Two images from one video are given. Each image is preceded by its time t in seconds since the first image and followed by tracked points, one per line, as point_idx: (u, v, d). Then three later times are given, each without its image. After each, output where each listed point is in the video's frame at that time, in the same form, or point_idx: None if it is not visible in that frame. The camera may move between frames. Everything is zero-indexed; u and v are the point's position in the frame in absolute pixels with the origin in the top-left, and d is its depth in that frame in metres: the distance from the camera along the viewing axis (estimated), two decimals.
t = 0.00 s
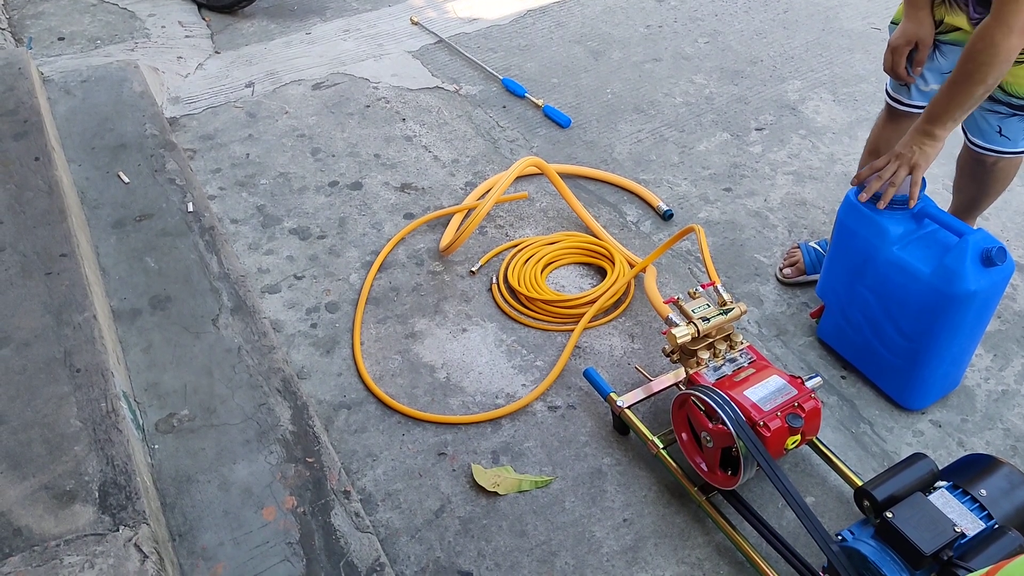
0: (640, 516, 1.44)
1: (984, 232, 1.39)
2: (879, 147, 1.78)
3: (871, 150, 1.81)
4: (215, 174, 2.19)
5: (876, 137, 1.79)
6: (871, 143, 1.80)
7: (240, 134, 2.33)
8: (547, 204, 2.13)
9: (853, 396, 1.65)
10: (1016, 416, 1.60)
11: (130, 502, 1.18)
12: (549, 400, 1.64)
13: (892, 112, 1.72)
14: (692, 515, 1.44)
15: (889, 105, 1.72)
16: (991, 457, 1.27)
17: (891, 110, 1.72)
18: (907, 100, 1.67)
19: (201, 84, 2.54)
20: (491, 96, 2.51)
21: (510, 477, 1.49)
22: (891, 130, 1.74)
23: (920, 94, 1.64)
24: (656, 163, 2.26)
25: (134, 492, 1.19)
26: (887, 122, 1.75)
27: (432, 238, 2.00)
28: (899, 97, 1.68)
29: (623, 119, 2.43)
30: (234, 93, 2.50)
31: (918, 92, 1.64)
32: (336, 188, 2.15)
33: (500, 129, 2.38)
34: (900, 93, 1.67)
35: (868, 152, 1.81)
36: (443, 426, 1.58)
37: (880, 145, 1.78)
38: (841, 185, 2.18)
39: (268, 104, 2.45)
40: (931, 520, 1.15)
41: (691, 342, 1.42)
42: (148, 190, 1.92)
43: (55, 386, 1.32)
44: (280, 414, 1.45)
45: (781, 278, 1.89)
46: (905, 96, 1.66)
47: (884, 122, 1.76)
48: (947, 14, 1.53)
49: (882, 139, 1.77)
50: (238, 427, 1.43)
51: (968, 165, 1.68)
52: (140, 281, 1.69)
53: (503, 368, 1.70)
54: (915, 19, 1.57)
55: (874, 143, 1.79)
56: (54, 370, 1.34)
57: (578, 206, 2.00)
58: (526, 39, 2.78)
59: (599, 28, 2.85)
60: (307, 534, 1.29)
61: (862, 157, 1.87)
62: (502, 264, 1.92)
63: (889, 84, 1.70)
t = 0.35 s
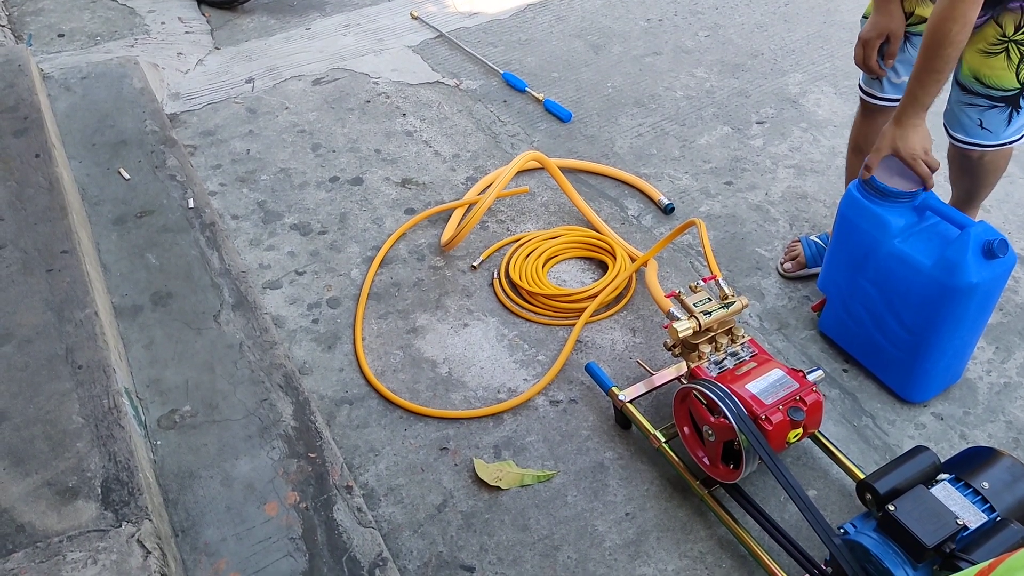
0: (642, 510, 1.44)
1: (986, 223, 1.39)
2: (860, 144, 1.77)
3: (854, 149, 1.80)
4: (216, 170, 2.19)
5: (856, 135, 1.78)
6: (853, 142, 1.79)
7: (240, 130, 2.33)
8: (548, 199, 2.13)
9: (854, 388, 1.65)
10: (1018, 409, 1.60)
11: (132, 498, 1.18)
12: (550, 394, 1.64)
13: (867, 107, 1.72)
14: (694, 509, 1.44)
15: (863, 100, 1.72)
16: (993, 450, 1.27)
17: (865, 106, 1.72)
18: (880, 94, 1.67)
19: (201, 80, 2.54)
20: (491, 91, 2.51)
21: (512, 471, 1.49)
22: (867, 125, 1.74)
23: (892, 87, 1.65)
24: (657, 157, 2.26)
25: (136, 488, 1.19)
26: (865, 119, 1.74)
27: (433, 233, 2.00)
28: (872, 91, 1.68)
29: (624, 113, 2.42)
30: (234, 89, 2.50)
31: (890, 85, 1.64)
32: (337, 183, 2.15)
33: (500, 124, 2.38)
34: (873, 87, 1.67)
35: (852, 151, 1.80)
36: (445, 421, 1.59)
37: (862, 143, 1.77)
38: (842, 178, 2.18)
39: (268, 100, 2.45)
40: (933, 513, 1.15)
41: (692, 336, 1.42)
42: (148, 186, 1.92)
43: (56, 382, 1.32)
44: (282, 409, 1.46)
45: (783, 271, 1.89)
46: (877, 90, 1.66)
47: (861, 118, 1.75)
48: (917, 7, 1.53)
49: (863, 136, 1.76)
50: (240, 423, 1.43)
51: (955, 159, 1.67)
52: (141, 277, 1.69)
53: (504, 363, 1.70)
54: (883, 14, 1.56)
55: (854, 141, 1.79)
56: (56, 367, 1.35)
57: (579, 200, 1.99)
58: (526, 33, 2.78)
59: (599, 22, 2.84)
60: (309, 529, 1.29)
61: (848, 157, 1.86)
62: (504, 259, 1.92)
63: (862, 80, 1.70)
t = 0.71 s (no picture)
0: (646, 504, 1.44)
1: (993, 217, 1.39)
2: (867, 136, 1.76)
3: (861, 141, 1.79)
4: (220, 164, 2.19)
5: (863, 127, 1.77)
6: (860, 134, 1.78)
7: (244, 123, 2.33)
8: (553, 192, 2.13)
9: (858, 383, 1.64)
10: None
11: (137, 491, 1.18)
12: (554, 388, 1.64)
13: (875, 99, 1.71)
14: (698, 503, 1.44)
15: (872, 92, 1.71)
16: (998, 444, 1.26)
17: (874, 98, 1.71)
18: (886, 86, 1.66)
19: (204, 74, 2.54)
20: (495, 85, 2.50)
21: (516, 465, 1.49)
22: (875, 117, 1.73)
23: (899, 80, 1.64)
24: (661, 151, 2.25)
25: (141, 481, 1.20)
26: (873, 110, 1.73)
27: (437, 227, 2.00)
28: (879, 83, 1.67)
29: (628, 107, 2.41)
30: (238, 83, 2.49)
31: (896, 77, 1.63)
32: (341, 177, 2.14)
33: (504, 118, 2.37)
34: (880, 80, 1.66)
35: (859, 143, 1.79)
36: (449, 415, 1.59)
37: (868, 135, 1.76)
38: (848, 172, 2.17)
39: (272, 93, 2.45)
40: (937, 508, 1.14)
41: (696, 330, 1.42)
42: (152, 180, 1.92)
43: (61, 376, 1.32)
44: (286, 403, 1.46)
45: (787, 265, 1.88)
46: (883, 83, 1.65)
47: (869, 110, 1.74)
48: None
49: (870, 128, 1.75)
50: (244, 416, 1.43)
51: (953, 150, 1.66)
52: (146, 271, 1.70)
53: (508, 357, 1.70)
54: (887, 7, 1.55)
55: (861, 132, 1.78)
56: (61, 360, 1.35)
57: (583, 194, 1.99)
58: (530, 27, 2.77)
59: (603, 15, 2.83)
60: (314, 522, 1.29)
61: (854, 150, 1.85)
62: (508, 253, 1.92)
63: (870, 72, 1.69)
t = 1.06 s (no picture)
0: (650, 500, 1.44)
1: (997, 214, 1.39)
2: (886, 130, 1.76)
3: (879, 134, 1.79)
4: (225, 159, 2.19)
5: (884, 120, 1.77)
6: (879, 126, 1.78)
7: (249, 118, 2.33)
8: (558, 188, 2.13)
9: (863, 380, 1.64)
10: None
11: (142, 485, 1.18)
12: (558, 384, 1.64)
13: (899, 93, 1.70)
14: (702, 499, 1.44)
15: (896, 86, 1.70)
16: (1004, 443, 1.25)
17: (897, 92, 1.70)
18: (910, 82, 1.65)
19: (210, 69, 2.54)
20: (501, 81, 2.50)
21: (520, 461, 1.49)
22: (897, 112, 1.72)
23: (922, 76, 1.62)
24: (666, 147, 2.25)
25: (147, 475, 1.20)
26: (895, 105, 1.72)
27: (441, 223, 2.00)
28: (903, 79, 1.66)
29: (634, 103, 2.41)
30: (243, 78, 2.49)
31: (919, 74, 1.62)
32: (346, 173, 2.14)
33: (509, 113, 2.37)
34: (904, 76, 1.65)
35: (877, 136, 1.79)
36: (453, 410, 1.59)
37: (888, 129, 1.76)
38: (854, 169, 2.16)
39: (277, 89, 2.45)
40: (942, 505, 1.14)
41: (701, 326, 1.42)
42: (158, 175, 1.92)
43: (67, 369, 1.33)
44: (291, 398, 1.46)
45: (792, 261, 1.88)
46: (906, 78, 1.64)
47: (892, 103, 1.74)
48: None
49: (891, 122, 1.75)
50: (249, 411, 1.43)
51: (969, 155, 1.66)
52: (151, 266, 1.70)
53: (512, 353, 1.70)
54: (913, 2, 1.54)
55: (881, 125, 1.78)
56: (66, 354, 1.35)
57: (588, 190, 1.99)
58: (535, 23, 2.77)
59: (609, 11, 2.82)
60: (318, 517, 1.29)
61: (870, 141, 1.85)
62: (512, 249, 1.92)
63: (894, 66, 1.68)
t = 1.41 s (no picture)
0: (653, 496, 1.44)
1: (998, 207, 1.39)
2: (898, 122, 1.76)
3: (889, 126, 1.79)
4: (226, 156, 2.19)
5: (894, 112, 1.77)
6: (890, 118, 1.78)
7: (250, 116, 2.33)
8: (559, 184, 2.13)
9: (866, 375, 1.64)
10: None
11: (145, 482, 1.18)
12: (560, 380, 1.64)
13: (910, 87, 1.70)
14: (705, 495, 1.44)
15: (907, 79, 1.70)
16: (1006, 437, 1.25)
17: (908, 85, 1.70)
18: (923, 76, 1.64)
19: (210, 66, 2.53)
20: (502, 77, 2.49)
21: (523, 457, 1.49)
22: (909, 105, 1.72)
23: (935, 70, 1.62)
24: (667, 143, 2.25)
25: (150, 473, 1.20)
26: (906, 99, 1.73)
27: (443, 220, 2.00)
28: (915, 73, 1.66)
29: (634, 99, 2.41)
30: (244, 76, 2.49)
31: (932, 68, 1.62)
32: (347, 170, 2.14)
33: (510, 110, 2.37)
34: (916, 69, 1.65)
35: (887, 128, 1.79)
36: (456, 407, 1.59)
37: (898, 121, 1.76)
38: (855, 164, 2.16)
39: (278, 86, 2.44)
40: (946, 499, 1.14)
41: (704, 322, 1.42)
42: (159, 173, 1.92)
43: (70, 367, 1.33)
44: (293, 395, 1.46)
45: (795, 255, 1.88)
46: (919, 72, 1.64)
47: (903, 96, 1.74)
48: None
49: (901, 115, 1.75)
50: (252, 408, 1.43)
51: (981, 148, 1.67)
52: (152, 264, 1.70)
53: (514, 349, 1.70)
54: None
55: (892, 117, 1.78)
56: (69, 352, 1.35)
57: (590, 186, 1.98)
58: (536, 19, 2.76)
59: (609, 7, 2.82)
60: (321, 514, 1.29)
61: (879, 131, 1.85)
62: (514, 246, 1.91)
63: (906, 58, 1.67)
